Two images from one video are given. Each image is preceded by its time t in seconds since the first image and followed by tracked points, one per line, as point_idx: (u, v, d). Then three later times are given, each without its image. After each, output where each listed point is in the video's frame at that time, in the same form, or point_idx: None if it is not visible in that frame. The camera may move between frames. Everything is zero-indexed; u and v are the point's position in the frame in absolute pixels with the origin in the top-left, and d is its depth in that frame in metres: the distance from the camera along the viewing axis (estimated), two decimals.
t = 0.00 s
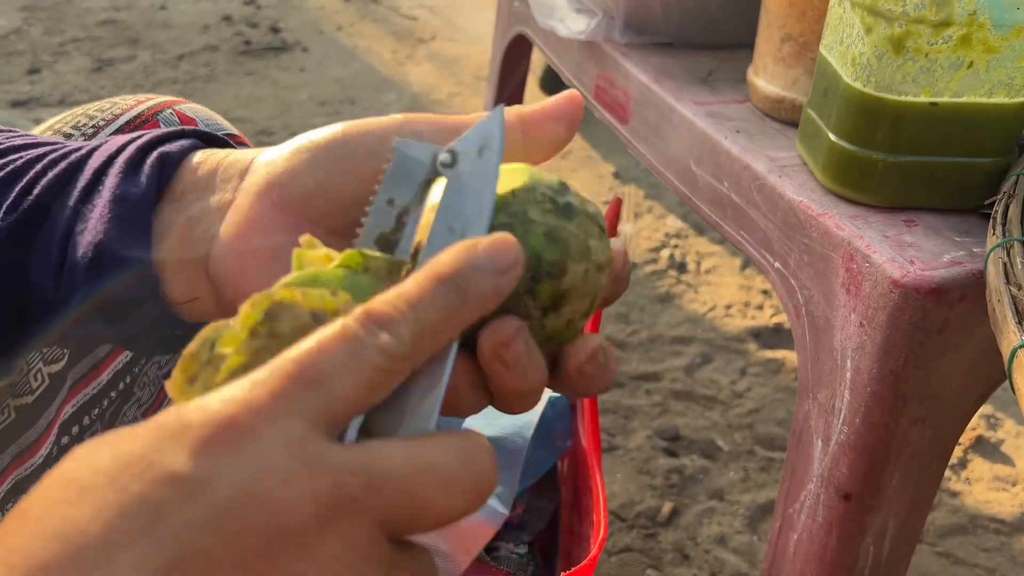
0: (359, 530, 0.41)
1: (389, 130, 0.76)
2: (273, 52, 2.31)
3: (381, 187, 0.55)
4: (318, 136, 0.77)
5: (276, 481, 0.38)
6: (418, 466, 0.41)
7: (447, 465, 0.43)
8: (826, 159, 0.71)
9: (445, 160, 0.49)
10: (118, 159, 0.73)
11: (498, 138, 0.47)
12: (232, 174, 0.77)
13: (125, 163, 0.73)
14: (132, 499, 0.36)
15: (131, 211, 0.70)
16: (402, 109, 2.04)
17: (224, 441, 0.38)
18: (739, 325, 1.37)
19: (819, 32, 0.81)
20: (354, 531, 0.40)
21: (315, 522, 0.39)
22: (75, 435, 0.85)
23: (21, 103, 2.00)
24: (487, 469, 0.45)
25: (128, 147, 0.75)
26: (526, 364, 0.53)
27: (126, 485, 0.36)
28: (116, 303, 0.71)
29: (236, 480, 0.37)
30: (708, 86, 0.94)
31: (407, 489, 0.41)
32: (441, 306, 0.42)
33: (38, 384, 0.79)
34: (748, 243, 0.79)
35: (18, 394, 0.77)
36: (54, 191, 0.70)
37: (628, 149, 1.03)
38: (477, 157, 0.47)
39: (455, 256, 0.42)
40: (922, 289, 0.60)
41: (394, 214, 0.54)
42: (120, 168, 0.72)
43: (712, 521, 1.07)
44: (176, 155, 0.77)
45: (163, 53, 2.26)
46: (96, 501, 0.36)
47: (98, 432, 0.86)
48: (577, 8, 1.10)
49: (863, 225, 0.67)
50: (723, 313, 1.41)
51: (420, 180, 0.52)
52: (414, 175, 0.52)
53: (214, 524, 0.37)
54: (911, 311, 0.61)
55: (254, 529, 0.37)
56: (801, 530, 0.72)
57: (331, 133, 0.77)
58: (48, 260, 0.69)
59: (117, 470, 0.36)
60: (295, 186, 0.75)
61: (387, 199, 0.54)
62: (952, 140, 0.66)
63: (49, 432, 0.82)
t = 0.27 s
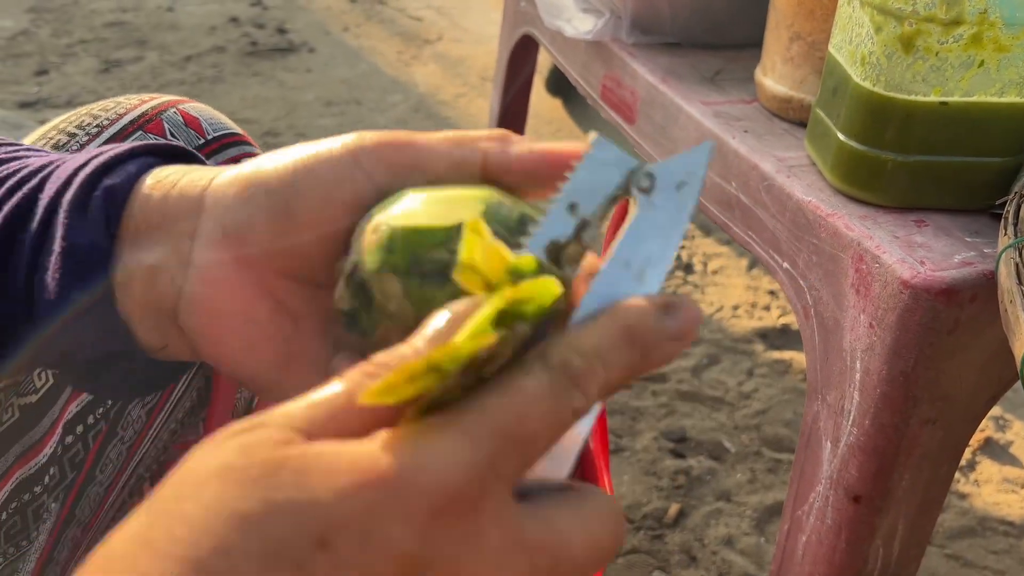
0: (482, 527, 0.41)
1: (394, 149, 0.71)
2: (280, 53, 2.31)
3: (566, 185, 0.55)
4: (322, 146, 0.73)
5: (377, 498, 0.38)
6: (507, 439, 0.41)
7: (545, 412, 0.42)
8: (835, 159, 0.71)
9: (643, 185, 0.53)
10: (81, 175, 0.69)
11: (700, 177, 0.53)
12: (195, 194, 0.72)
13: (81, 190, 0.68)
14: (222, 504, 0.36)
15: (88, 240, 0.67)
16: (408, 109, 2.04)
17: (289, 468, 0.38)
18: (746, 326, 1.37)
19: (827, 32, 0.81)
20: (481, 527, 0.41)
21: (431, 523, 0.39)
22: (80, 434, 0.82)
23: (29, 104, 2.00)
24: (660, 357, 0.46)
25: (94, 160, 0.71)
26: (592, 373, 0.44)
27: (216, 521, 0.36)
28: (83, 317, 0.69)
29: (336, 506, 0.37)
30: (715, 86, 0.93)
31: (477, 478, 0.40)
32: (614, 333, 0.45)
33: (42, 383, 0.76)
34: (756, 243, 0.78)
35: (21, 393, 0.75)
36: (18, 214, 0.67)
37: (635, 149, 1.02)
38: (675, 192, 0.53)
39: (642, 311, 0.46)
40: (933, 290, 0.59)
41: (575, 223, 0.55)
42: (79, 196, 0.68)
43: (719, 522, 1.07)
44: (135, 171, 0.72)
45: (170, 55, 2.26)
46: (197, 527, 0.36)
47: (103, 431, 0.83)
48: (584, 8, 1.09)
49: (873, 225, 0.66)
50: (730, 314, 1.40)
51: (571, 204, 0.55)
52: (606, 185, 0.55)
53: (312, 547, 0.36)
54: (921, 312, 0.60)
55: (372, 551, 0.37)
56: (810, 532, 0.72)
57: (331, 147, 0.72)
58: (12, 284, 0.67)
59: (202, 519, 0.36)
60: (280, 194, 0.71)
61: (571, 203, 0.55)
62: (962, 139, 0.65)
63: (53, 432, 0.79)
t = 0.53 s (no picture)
0: (485, 473, 0.44)
1: (421, 168, 0.76)
2: (286, 54, 2.31)
3: (571, 191, 0.58)
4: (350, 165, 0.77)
5: (388, 429, 0.41)
6: (509, 392, 0.44)
7: (546, 377, 0.45)
8: (842, 160, 0.71)
9: (643, 191, 0.55)
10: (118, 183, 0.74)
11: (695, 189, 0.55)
12: (226, 208, 0.76)
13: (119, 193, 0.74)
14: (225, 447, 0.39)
15: (116, 251, 0.72)
16: (414, 111, 2.04)
17: (300, 409, 0.41)
18: (752, 327, 1.37)
19: (834, 33, 0.81)
20: (485, 467, 0.44)
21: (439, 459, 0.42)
22: (93, 437, 0.86)
23: (36, 105, 2.01)
24: (660, 344, 0.49)
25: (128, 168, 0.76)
26: (590, 346, 0.46)
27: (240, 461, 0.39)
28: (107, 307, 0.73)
29: (320, 448, 0.40)
30: (721, 86, 0.93)
31: (477, 425, 0.43)
32: (609, 319, 0.47)
33: (56, 384, 0.79)
34: (762, 245, 0.78)
35: (36, 395, 0.78)
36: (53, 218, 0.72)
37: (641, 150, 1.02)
38: (671, 199, 0.55)
39: (636, 301, 0.48)
40: (940, 291, 0.59)
41: (580, 222, 0.57)
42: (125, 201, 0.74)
43: (725, 524, 1.07)
44: (162, 183, 0.77)
45: (176, 55, 2.27)
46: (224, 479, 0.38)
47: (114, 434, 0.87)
48: (590, 9, 1.09)
49: (879, 226, 0.66)
50: (736, 315, 1.40)
51: (615, 198, 0.57)
52: (604, 192, 0.57)
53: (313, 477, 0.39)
54: (928, 314, 0.60)
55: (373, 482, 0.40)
56: (817, 534, 0.72)
57: (355, 169, 0.76)
58: (48, 283, 0.72)
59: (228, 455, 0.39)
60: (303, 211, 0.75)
61: (576, 205, 0.58)
62: (969, 140, 0.65)
63: (67, 434, 0.82)
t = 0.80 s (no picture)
0: (451, 457, 0.43)
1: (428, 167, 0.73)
2: (291, 54, 2.32)
3: (522, 178, 0.57)
4: (365, 161, 0.75)
5: (362, 424, 0.40)
6: (478, 381, 0.44)
7: (516, 367, 0.45)
8: (846, 161, 0.71)
9: (593, 176, 0.54)
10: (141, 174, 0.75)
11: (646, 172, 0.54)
12: (247, 198, 0.76)
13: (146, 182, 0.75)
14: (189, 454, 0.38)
15: (143, 239, 0.73)
16: (419, 111, 2.04)
17: (273, 406, 0.40)
18: (757, 328, 1.37)
19: (838, 34, 0.81)
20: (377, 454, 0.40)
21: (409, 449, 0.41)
22: (97, 432, 0.88)
23: (43, 105, 2.02)
24: (626, 325, 0.49)
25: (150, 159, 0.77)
26: (556, 331, 0.46)
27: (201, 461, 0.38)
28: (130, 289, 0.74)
29: (299, 440, 0.39)
30: (726, 87, 0.93)
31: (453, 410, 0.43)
32: (573, 303, 0.47)
33: (58, 380, 0.83)
34: (767, 245, 0.78)
35: (38, 390, 0.82)
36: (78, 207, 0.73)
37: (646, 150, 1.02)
38: (622, 183, 0.54)
39: (596, 284, 0.48)
40: (943, 292, 0.59)
41: (535, 211, 0.57)
42: (151, 185, 0.75)
43: (729, 525, 1.07)
44: (187, 173, 0.78)
45: (182, 56, 2.27)
46: (196, 483, 0.37)
47: (118, 429, 0.89)
48: (594, 10, 1.10)
49: (884, 227, 0.66)
50: (740, 316, 1.40)
51: (568, 184, 0.56)
52: (560, 176, 0.56)
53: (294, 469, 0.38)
54: (931, 315, 0.60)
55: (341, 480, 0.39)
56: (820, 534, 0.72)
57: (371, 165, 0.74)
58: (72, 273, 0.73)
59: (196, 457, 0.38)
60: (318, 204, 0.74)
61: (527, 194, 0.57)
62: (974, 141, 0.65)
63: (69, 429, 0.85)
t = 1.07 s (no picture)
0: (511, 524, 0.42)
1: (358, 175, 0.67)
2: (295, 54, 2.32)
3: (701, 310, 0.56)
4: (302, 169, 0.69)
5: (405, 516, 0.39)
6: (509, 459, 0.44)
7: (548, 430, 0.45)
8: (849, 161, 0.71)
9: (781, 320, 0.52)
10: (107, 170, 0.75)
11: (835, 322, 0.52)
12: (194, 201, 0.74)
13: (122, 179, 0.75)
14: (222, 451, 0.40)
15: (102, 238, 0.73)
16: (422, 111, 2.05)
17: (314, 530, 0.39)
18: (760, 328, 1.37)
19: (841, 35, 0.81)
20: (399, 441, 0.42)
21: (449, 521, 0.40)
22: (100, 427, 0.87)
23: (48, 105, 2.03)
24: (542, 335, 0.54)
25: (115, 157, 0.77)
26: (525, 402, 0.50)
27: None
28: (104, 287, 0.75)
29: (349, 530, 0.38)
30: (729, 88, 0.93)
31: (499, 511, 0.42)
32: (533, 316, 0.54)
33: (60, 375, 0.78)
34: (770, 245, 0.78)
35: (40, 385, 0.77)
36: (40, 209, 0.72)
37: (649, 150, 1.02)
38: (810, 333, 0.52)
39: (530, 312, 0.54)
40: (946, 292, 0.60)
41: (710, 343, 0.55)
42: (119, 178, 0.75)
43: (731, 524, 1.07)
44: (147, 172, 0.77)
45: (186, 56, 2.28)
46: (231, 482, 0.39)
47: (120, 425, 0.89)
48: (598, 10, 1.10)
49: (886, 227, 0.67)
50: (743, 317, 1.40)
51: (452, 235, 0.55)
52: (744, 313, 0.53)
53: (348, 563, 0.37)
54: (934, 314, 0.60)
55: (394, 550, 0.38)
56: (822, 533, 0.72)
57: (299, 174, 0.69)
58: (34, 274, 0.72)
59: None
60: (256, 214, 0.70)
61: (707, 325, 0.55)
62: (976, 141, 0.66)
63: (72, 423, 0.83)
